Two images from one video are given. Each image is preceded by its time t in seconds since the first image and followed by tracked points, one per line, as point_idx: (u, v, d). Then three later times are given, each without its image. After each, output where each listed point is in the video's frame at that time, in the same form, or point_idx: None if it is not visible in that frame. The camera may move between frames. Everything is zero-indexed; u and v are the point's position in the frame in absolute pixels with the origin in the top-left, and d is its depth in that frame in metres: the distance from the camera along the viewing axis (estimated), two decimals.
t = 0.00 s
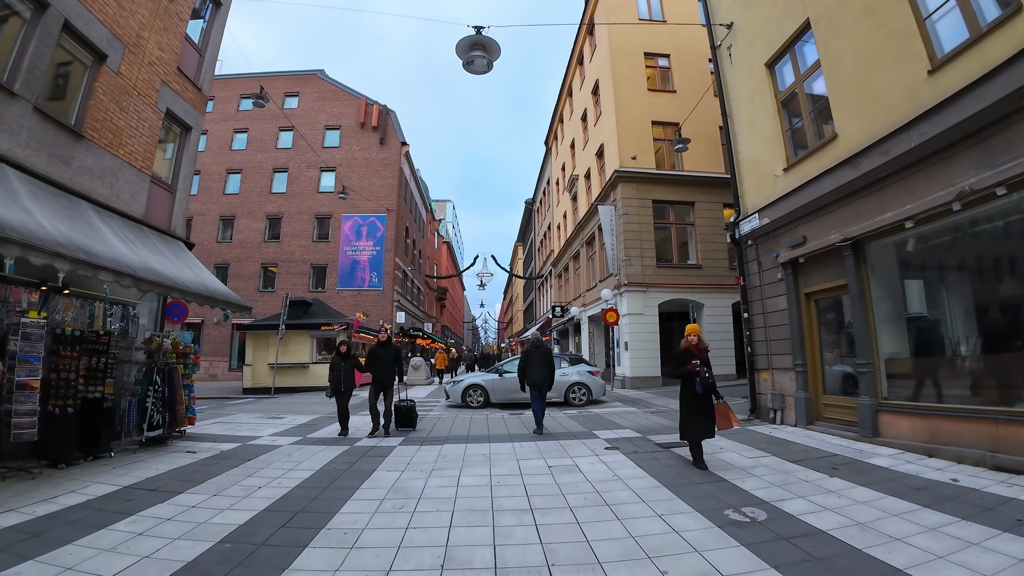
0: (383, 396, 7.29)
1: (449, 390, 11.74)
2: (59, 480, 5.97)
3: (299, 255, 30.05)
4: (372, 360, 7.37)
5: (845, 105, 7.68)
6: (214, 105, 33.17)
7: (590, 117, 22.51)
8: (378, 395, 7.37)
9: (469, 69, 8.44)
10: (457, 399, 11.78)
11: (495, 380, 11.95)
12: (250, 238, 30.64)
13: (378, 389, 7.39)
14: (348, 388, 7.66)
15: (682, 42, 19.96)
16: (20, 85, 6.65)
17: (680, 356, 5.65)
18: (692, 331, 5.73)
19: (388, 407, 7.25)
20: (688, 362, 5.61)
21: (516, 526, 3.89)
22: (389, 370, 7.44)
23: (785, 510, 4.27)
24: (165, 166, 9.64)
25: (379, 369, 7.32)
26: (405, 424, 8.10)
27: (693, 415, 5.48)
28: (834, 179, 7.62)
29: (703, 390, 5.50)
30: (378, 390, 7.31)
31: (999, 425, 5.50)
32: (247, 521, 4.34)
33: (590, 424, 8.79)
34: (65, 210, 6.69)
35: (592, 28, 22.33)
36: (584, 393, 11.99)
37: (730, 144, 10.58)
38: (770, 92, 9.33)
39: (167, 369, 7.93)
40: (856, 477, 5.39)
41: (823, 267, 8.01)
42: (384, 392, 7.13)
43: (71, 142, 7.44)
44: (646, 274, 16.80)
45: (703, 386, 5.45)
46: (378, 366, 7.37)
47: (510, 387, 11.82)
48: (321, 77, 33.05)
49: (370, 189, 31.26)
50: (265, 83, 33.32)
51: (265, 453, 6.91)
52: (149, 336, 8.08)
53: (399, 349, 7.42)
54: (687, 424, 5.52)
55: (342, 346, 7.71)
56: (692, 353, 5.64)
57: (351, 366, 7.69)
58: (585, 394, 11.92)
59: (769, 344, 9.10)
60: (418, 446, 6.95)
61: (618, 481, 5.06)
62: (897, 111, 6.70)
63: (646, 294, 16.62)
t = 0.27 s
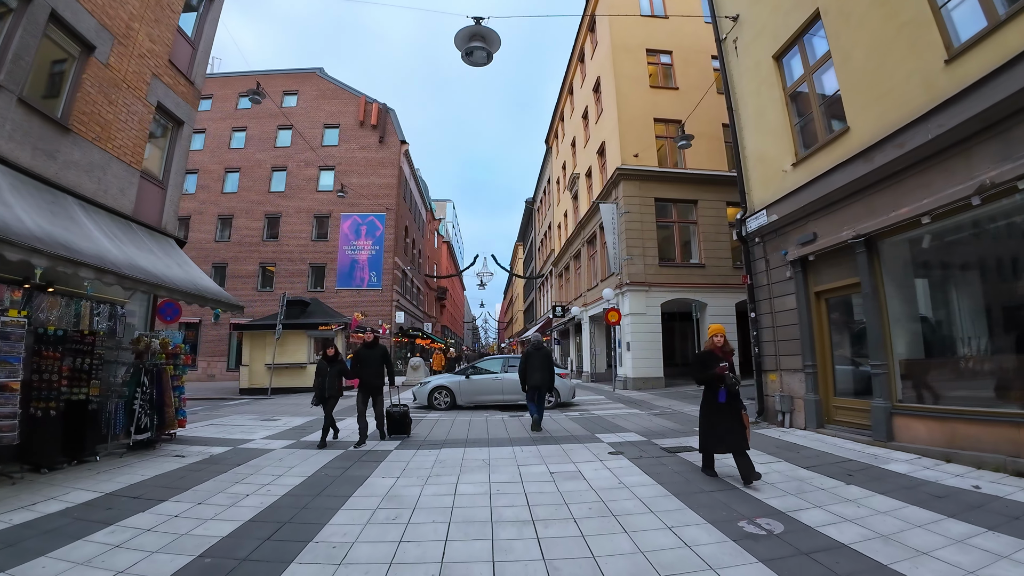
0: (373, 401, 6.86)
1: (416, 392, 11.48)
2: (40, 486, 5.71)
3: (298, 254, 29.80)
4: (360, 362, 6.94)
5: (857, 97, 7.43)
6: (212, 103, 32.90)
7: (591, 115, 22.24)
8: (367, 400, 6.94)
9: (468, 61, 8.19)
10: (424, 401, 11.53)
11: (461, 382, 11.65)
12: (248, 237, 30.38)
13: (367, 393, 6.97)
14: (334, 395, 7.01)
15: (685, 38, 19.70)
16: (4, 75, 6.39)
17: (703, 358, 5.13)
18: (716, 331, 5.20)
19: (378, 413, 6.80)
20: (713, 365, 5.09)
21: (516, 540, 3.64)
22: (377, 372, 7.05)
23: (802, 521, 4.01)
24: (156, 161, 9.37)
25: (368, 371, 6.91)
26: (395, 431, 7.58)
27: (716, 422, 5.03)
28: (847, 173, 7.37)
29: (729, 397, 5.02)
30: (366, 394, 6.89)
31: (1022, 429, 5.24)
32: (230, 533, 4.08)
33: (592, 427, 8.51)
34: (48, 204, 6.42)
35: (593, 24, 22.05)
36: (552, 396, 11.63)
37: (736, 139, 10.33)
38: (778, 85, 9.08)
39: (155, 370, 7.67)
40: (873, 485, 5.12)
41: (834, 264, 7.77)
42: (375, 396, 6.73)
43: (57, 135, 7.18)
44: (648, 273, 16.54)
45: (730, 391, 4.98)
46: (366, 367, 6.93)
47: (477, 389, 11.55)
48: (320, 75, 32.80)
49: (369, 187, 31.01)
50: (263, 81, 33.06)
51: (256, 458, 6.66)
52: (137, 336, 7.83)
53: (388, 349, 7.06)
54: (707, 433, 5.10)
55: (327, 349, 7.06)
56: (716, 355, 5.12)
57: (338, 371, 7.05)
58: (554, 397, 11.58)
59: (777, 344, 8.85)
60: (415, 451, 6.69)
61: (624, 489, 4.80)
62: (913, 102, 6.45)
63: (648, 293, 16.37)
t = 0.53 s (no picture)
0: (356, 402, 6.31)
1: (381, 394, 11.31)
2: (20, 488, 5.48)
3: (296, 252, 29.55)
4: (345, 358, 6.48)
5: (868, 87, 7.20)
6: (209, 101, 32.63)
7: (591, 112, 22.01)
8: (353, 401, 6.42)
9: (467, 51, 7.95)
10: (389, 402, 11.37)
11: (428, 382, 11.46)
12: (245, 235, 30.12)
13: (352, 393, 6.44)
14: (319, 395, 6.54)
15: (686, 34, 19.48)
16: None
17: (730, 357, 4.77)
18: (744, 327, 4.80)
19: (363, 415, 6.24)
20: (742, 364, 4.71)
21: (515, 550, 3.39)
22: (364, 371, 6.53)
23: (818, 529, 3.78)
24: (145, 154, 9.12)
25: (353, 368, 6.42)
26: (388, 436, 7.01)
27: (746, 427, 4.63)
28: (858, 165, 7.15)
29: (759, 399, 4.60)
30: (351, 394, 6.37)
31: None
32: (210, 541, 3.84)
33: (593, 429, 8.26)
34: (29, 196, 6.17)
35: (594, 21, 21.81)
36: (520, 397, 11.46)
37: (741, 132, 10.10)
38: (784, 76, 8.84)
39: (143, 369, 7.43)
40: (891, 490, 4.88)
41: (844, 260, 7.57)
42: (359, 395, 6.19)
43: (42, 126, 6.93)
44: (649, 271, 16.31)
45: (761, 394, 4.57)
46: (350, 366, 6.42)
47: (444, 390, 11.35)
48: (318, 73, 32.55)
49: (368, 185, 30.75)
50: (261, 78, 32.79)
51: (246, 460, 6.43)
52: (124, 334, 7.58)
53: (375, 346, 6.55)
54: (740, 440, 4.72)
55: (313, 344, 6.74)
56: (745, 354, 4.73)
57: (323, 368, 6.65)
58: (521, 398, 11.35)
59: (784, 343, 8.65)
60: (410, 452, 6.47)
61: (628, 494, 4.56)
62: (927, 90, 6.22)
63: (649, 291, 16.12)
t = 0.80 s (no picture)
0: (344, 409, 5.84)
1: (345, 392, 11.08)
2: None
3: (294, 251, 29.31)
4: (331, 362, 5.92)
5: (879, 77, 6.97)
6: (207, 99, 32.36)
7: (592, 109, 21.75)
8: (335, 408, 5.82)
9: (464, 41, 7.70)
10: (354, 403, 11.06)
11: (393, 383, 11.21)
12: (243, 234, 29.86)
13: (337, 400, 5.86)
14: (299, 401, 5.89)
15: (687, 30, 19.22)
16: None
17: (762, 357, 4.16)
18: (778, 322, 4.21)
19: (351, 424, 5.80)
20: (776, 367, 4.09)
21: (513, 565, 3.15)
22: (351, 375, 6.04)
23: (837, 541, 3.54)
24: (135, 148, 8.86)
25: (341, 373, 5.89)
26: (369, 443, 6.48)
27: (783, 440, 3.99)
28: (870, 157, 6.93)
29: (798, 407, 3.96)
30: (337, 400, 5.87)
31: None
32: (189, 552, 3.61)
33: (595, 431, 8.00)
34: (10, 188, 5.93)
35: (594, 16, 21.55)
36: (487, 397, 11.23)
37: (747, 126, 9.88)
38: (792, 68, 8.61)
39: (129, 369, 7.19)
40: (909, 497, 4.64)
41: (854, 256, 7.36)
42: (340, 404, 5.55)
43: (26, 118, 6.68)
44: (651, 269, 16.06)
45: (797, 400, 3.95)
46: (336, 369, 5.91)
47: (410, 390, 11.08)
48: (316, 70, 32.27)
49: (366, 184, 30.50)
50: (259, 76, 32.52)
51: (235, 463, 6.20)
52: (109, 333, 7.34)
53: (365, 349, 6.08)
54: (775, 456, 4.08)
55: (292, 344, 6.07)
56: (780, 353, 4.14)
57: (304, 371, 5.98)
58: (488, 398, 11.16)
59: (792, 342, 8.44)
60: (406, 456, 6.25)
61: (633, 502, 4.33)
62: (942, 79, 5.99)
63: (651, 290, 15.87)
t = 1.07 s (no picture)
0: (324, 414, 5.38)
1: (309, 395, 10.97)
2: None
3: (293, 250, 29.08)
4: (311, 361, 5.48)
5: (895, 68, 6.70)
6: (206, 97, 32.13)
7: (594, 105, 21.48)
8: (315, 413, 5.36)
9: (463, 30, 7.44)
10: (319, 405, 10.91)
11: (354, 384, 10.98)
12: (242, 233, 29.63)
13: (317, 404, 5.41)
14: (278, 404, 5.46)
15: (691, 25, 18.95)
16: None
17: (810, 367, 3.67)
18: (827, 324, 3.68)
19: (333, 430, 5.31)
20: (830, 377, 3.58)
21: None
22: (332, 376, 5.60)
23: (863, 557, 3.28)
24: (124, 143, 8.60)
25: (321, 372, 5.44)
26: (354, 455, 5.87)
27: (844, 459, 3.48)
28: (885, 150, 6.68)
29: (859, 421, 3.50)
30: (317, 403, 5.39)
31: None
32: (166, 568, 3.35)
33: (598, 434, 7.71)
34: None
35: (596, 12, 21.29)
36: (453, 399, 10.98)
37: (755, 120, 9.63)
38: (803, 59, 8.36)
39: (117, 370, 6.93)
40: (933, 506, 4.38)
41: (869, 253, 7.12)
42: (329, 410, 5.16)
43: (11, 110, 6.43)
44: (654, 268, 15.78)
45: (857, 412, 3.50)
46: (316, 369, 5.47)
47: (376, 391, 10.92)
48: (316, 68, 32.01)
49: (366, 182, 30.26)
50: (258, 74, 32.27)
51: (225, 468, 5.95)
52: (96, 332, 7.08)
53: (349, 347, 5.63)
54: (829, 478, 3.58)
55: (271, 341, 5.66)
56: (832, 361, 3.63)
57: (283, 371, 5.56)
58: (453, 400, 10.94)
59: (802, 342, 8.18)
60: (403, 460, 6.01)
61: (642, 512, 4.08)
62: (963, 66, 5.73)
63: (655, 289, 15.59)
